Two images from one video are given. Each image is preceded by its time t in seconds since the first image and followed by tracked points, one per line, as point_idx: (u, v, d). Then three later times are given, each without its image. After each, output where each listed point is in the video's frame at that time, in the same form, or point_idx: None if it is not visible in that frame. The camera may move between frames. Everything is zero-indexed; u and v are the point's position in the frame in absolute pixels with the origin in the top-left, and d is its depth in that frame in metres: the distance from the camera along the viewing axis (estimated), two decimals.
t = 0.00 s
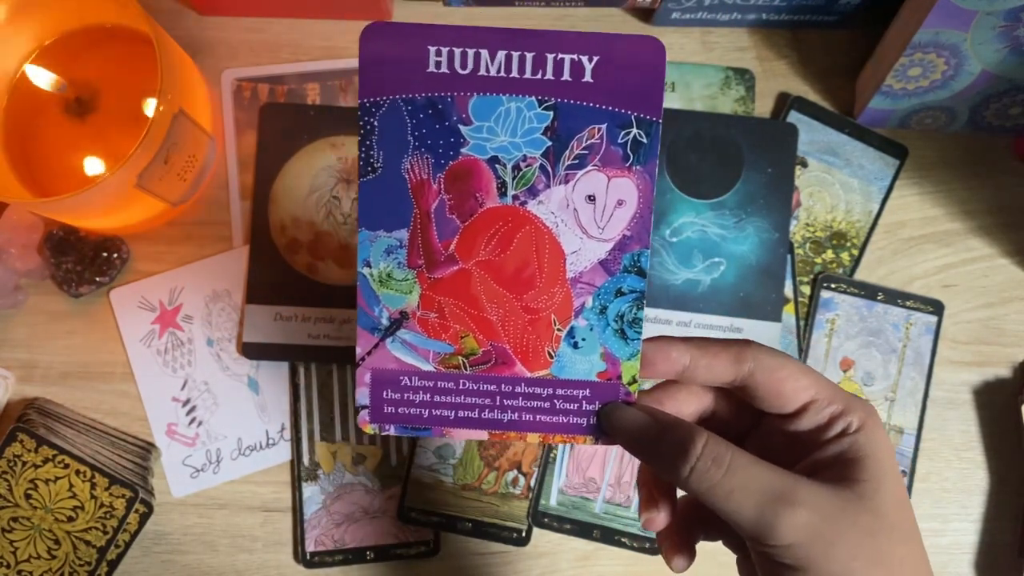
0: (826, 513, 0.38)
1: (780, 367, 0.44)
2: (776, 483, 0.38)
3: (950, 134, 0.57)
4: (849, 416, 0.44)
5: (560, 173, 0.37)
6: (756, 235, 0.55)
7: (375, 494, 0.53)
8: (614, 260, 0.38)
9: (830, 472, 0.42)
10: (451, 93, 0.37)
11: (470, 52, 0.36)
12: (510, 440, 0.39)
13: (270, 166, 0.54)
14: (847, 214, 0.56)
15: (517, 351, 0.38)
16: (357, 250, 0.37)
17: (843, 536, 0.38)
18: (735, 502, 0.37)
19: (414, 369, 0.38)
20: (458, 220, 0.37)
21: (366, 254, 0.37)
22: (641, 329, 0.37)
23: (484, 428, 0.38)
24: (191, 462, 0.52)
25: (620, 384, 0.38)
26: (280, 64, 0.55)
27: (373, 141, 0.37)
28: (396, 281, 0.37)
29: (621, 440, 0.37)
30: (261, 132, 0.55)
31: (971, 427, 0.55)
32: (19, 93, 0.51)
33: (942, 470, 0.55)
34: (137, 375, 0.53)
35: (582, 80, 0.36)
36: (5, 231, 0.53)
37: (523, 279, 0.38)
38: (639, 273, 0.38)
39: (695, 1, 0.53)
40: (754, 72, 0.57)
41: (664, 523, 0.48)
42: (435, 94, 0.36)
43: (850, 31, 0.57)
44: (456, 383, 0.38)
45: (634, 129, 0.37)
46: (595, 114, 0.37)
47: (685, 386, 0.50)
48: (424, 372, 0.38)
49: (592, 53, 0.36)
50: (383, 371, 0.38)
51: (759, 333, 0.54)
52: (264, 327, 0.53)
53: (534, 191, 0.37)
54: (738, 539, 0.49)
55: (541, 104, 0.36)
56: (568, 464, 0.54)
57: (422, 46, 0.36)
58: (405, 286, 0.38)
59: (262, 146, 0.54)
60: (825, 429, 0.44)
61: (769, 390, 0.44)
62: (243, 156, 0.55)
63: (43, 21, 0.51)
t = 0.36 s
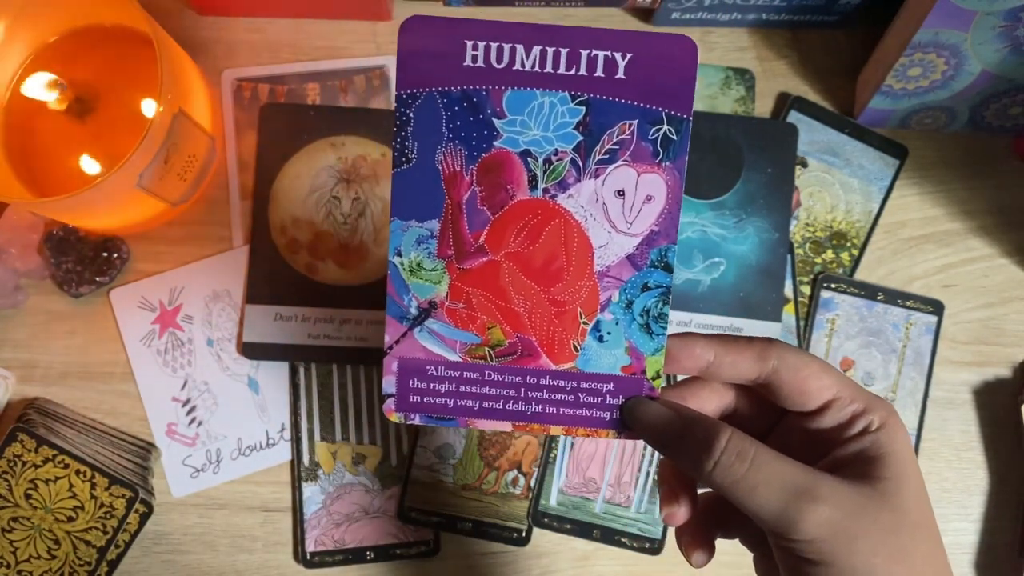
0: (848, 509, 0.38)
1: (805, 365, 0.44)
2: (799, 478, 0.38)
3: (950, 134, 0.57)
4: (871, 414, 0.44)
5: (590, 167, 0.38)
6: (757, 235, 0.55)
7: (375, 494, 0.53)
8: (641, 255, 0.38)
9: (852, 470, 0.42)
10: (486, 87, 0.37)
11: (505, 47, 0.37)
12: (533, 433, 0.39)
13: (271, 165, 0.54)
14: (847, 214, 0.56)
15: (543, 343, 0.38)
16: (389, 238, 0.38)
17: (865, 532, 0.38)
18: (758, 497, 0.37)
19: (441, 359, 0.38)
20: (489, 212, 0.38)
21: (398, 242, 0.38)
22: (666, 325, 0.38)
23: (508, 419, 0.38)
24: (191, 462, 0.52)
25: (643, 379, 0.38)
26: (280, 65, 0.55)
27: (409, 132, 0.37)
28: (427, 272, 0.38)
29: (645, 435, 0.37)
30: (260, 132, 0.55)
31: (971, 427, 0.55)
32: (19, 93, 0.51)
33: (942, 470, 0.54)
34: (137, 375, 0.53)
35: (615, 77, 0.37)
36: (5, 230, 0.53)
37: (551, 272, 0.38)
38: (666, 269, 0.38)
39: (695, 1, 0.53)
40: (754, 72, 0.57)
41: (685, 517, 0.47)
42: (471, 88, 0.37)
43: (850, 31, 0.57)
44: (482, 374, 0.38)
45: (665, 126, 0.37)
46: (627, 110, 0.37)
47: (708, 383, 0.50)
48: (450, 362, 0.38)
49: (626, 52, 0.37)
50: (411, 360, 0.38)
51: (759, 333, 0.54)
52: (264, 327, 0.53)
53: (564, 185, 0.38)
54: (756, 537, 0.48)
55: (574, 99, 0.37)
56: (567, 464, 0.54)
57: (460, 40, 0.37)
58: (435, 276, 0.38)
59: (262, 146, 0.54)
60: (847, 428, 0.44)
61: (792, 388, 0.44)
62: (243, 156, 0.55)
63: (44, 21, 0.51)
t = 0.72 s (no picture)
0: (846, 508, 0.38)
1: (801, 367, 0.44)
2: (798, 477, 0.38)
3: (950, 134, 0.57)
4: (867, 415, 0.44)
5: (589, 173, 0.38)
6: (756, 235, 0.55)
7: (375, 494, 0.53)
8: (639, 259, 0.38)
9: (849, 470, 0.42)
10: (486, 95, 0.37)
11: (505, 56, 0.37)
12: (535, 435, 0.39)
13: (271, 166, 0.54)
14: (847, 214, 0.56)
15: (544, 346, 0.38)
16: (393, 244, 0.38)
17: (863, 530, 0.38)
18: (756, 496, 0.37)
19: (444, 361, 0.38)
20: (490, 217, 0.38)
21: (401, 248, 0.38)
22: (664, 328, 0.38)
23: (510, 421, 0.38)
24: (191, 462, 0.52)
25: (643, 382, 0.38)
26: (280, 65, 0.55)
27: (411, 141, 0.38)
28: (430, 276, 0.38)
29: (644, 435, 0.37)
30: (261, 132, 0.55)
31: (971, 427, 0.55)
32: (20, 94, 0.51)
33: (942, 470, 0.54)
34: (137, 375, 0.53)
35: (613, 85, 0.37)
36: (6, 230, 0.53)
37: (551, 275, 0.38)
38: (664, 272, 0.38)
39: (695, 1, 0.53)
40: (754, 72, 0.57)
41: (685, 518, 0.48)
42: (471, 96, 0.37)
43: (850, 31, 0.57)
44: (484, 376, 0.38)
45: (662, 132, 0.37)
46: (625, 117, 0.37)
47: (708, 385, 0.50)
48: (453, 364, 0.38)
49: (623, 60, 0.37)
50: (414, 363, 0.38)
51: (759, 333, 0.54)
52: (264, 327, 0.53)
53: (563, 191, 0.38)
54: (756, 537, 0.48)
55: (573, 107, 0.37)
56: (567, 464, 0.54)
57: (461, 50, 0.37)
58: (438, 279, 0.38)
59: (262, 146, 0.54)
60: (844, 428, 0.44)
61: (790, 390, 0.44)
62: (243, 157, 0.55)
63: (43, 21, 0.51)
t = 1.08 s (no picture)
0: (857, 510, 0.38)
1: (813, 366, 0.44)
2: (809, 478, 0.38)
3: (950, 134, 0.57)
4: (879, 416, 0.44)
5: (602, 167, 0.38)
6: (757, 235, 0.55)
7: (375, 494, 0.53)
8: (652, 255, 0.38)
9: (861, 471, 0.42)
10: (500, 87, 0.37)
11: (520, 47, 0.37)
12: (543, 431, 0.39)
13: (271, 166, 0.54)
14: (847, 214, 0.56)
15: (553, 342, 0.38)
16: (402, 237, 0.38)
17: (874, 532, 0.38)
18: (767, 496, 0.37)
19: (453, 357, 0.38)
20: (501, 211, 0.38)
21: (410, 240, 0.38)
22: (676, 325, 0.38)
23: (518, 417, 0.38)
24: (191, 462, 0.52)
25: (653, 378, 0.38)
26: (280, 65, 0.55)
27: (422, 132, 0.38)
28: (439, 270, 0.38)
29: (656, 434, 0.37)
30: (261, 132, 0.55)
31: (971, 427, 0.55)
32: (19, 94, 0.51)
33: (942, 471, 0.54)
34: (137, 375, 0.53)
35: (628, 78, 0.37)
36: (6, 231, 0.53)
37: (562, 271, 0.38)
38: (677, 269, 0.38)
39: (695, 1, 0.53)
40: (754, 72, 0.57)
41: (694, 516, 0.48)
42: (484, 87, 0.37)
43: (850, 31, 0.57)
44: (493, 371, 0.38)
45: (677, 126, 0.37)
46: (639, 111, 0.37)
47: (718, 383, 0.50)
48: (461, 360, 0.38)
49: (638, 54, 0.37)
50: (422, 357, 0.38)
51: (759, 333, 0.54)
52: (265, 327, 0.53)
53: (576, 185, 0.38)
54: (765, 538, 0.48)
55: (586, 100, 0.37)
56: (568, 464, 0.54)
57: (475, 40, 0.37)
58: (447, 274, 0.38)
59: (262, 146, 0.54)
60: (855, 429, 0.44)
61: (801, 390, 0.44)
62: (243, 157, 0.55)
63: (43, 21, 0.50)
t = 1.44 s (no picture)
0: (837, 495, 0.38)
1: (794, 346, 0.43)
2: (787, 462, 0.37)
3: (950, 134, 0.57)
4: (862, 397, 0.43)
5: (572, 141, 0.36)
6: (757, 235, 0.55)
7: (375, 494, 0.53)
8: (625, 233, 0.37)
9: (844, 453, 0.42)
10: (463, 57, 0.35)
11: (482, 13, 0.35)
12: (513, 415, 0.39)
13: (271, 166, 0.54)
14: (847, 214, 0.56)
15: (523, 323, 0.37)
16: (364, 216, 0.37)
17: (853, 519, 0.38)
18: (743, 480, 0.37)
19: (419, 339, 0.38)
20: (467, 188, 0.37)
21: (373, 219, 0.37)
22: (650, 304, 0.37)
23: (488, 401, 0.38)
24: (191, 462, 0.52)
25: (627, 359, 0.37)
26: (281, 65, 0.55)
27: (382, 106, 0.36)
28: (404, 250, 0.37)
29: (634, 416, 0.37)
30: (261, 132, 0.55)
31: (971, 427, 0.55)
32: (20, 94, 0.51)
33: (942, 470, 0.54)
34: (137, 375, 0.53)
35: (598, 45, 0.35)
36: (7, 231, 0.53)
37: (532, 249, 0.37)
38: (651, 247, 0.37)
39: (695, 1, 0.53)
40: (754, 72, 0.57)
41: (668, 502, 0.47)
42: (446, 58, 0.35)
43: (850, 30, 0.57)
44: (461, 354, 0.38)
45: (650, 97, 0.36)
46: (611, 81, 0.35)
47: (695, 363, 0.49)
48: (428, 343, 0.38)
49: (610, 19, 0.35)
50: (388, 340, 0.38)
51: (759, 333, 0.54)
52: (264, 327, 0.53)
53: (545, 160, 0.36)
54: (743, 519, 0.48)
55: (554, 69, 0.35)
56: (567, 464, 0.54)
57: (433, 5, 0.35)
58: (413, 254, 0.37)
59: (262, 146, 0.54)
60: (838, 410, 0.44)
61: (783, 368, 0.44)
62: (243, 156, 0.55)
63: (43, 22, 0.50)
